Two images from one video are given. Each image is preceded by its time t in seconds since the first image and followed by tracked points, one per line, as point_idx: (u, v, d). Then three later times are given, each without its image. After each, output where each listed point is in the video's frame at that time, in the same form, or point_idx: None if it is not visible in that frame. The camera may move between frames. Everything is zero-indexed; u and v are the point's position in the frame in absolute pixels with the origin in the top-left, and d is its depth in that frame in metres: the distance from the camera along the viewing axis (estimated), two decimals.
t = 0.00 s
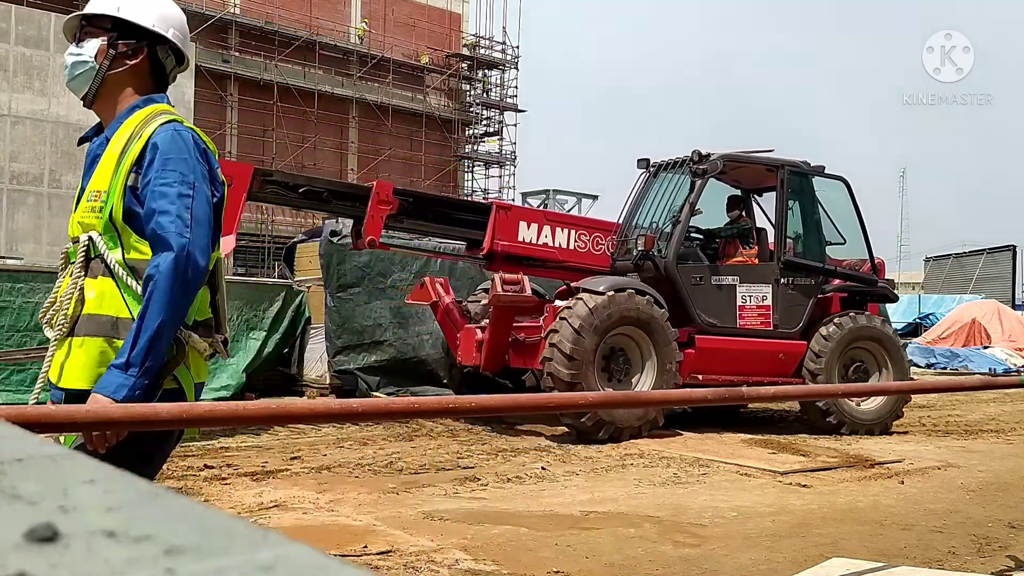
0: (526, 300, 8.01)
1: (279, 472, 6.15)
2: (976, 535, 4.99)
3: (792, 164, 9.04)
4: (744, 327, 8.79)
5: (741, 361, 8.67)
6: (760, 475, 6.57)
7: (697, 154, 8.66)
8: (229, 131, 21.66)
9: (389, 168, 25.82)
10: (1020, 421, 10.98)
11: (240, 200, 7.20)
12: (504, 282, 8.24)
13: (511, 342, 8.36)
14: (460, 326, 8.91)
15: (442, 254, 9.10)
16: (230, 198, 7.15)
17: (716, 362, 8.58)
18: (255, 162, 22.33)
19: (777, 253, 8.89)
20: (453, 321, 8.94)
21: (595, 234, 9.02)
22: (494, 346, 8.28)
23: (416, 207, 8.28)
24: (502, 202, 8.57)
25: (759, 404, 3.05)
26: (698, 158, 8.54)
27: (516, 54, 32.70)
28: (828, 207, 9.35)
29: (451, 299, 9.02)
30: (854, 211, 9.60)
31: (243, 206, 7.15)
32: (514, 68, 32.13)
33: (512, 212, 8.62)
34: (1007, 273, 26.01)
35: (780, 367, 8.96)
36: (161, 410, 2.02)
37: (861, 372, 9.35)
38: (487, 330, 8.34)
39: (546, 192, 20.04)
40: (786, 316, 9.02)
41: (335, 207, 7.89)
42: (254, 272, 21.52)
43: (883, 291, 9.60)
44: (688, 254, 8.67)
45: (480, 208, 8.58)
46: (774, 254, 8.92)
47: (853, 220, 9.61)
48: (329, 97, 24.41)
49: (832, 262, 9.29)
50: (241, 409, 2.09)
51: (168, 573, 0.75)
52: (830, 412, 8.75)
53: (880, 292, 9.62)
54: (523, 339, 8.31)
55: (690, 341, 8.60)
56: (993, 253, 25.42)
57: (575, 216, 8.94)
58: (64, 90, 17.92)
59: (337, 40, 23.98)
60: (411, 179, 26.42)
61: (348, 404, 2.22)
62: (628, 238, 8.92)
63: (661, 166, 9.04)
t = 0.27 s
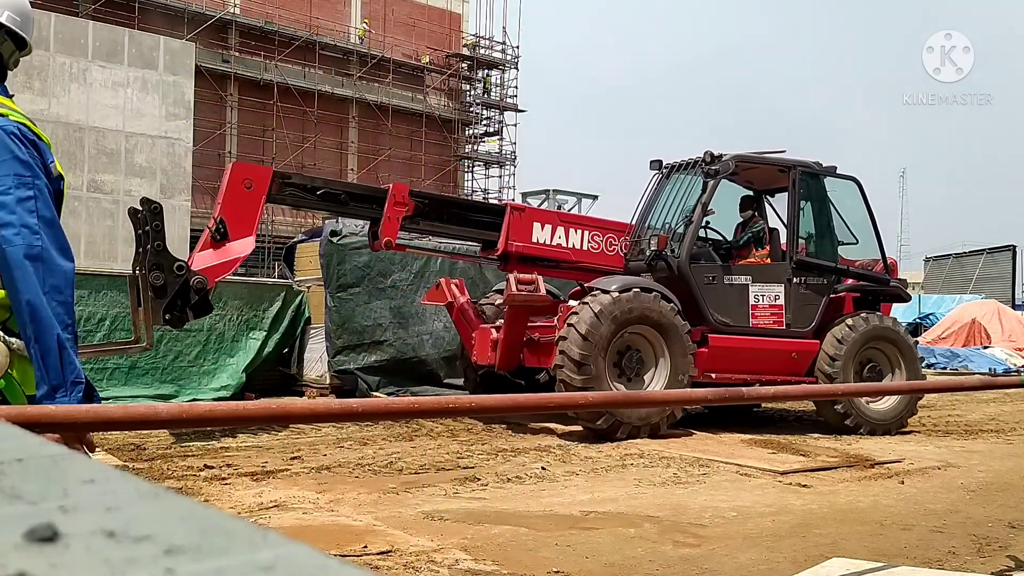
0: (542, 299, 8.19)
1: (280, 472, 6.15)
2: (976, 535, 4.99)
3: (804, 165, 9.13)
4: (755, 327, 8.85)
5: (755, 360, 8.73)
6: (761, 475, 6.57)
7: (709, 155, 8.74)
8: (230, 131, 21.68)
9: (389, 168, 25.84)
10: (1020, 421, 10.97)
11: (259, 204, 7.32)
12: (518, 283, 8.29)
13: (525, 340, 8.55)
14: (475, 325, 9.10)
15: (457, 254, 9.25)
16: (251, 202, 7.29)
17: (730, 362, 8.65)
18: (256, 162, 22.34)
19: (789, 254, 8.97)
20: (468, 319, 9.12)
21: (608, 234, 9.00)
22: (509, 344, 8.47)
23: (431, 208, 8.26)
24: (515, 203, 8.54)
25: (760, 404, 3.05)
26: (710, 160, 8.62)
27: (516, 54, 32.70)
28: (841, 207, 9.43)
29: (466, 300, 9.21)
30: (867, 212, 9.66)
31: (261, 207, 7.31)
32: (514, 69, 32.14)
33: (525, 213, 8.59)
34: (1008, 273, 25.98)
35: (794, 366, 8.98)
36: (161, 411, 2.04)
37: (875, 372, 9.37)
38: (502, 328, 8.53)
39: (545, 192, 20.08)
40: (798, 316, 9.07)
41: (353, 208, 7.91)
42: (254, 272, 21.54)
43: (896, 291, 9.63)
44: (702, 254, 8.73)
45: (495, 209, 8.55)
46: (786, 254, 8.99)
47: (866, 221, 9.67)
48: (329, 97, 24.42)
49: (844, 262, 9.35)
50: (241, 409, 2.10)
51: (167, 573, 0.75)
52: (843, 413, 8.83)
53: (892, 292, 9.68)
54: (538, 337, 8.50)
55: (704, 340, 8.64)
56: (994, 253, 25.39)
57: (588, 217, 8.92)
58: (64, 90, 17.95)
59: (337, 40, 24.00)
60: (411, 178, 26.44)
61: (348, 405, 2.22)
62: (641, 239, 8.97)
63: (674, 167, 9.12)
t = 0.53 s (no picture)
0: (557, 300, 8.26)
1: (279, 472, 6.15)
2: (976, 535, 4.99)
3: (817, 166, 9.13)
4: (769, 327, 8.87)
5: (767, 360, 8.75)
6: (761, 475, 6.57)
7: (722, 157, 8.74)
8: (230, 131, 21.66)
9: (389, 168, 25.83)
10: (1020, 421, 10.97)
11: (278, 206, 7.46)
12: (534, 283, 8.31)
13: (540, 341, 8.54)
14: (491, 325, 9.14)
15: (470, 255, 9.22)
16: (272, 205, 7.45)
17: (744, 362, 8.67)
18: (256, 162, 22.33)
19: (802, 254, 8.98)
20: (482, 320, 9.15)
21: (621, 236, 9.04)
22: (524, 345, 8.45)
23: (446, 210, 8.35)
24: (532, 205, 8.58)
25: (760, 403, 3.05)
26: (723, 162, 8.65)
27: (516, 54, 32.69)
28: (853, 208, 9.43)
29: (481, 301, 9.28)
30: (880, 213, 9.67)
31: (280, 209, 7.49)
32: (514, 69, 32.12)
33: (541, 215, 8.65)
34: (1007, 273, 25.96)
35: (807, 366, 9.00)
36: (161, 411, 2.04)
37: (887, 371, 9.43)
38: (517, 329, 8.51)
39: (546, 192, 20.10)
40: (811, 316, 9.07)
41: (370, 210, 7.99)
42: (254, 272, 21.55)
43: (908, 291, 9.63)
44: (716, 255, 8.77)
45: (510, 211, 8.62)
46: (799, 254, 9.00)
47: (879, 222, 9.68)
48: (329, 97, 24.41)
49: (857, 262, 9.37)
50: (241, 409, 2.10)
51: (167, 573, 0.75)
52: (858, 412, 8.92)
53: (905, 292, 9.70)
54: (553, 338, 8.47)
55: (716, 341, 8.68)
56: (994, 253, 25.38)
57: (601, 219, 8.97)
58: (64, 90, 17.95)
59: (337, 40, 23.98)
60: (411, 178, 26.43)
61: (348, 404, 2.22)
62: (654, 239, 9.02)
63: (687, 168, 9.14)
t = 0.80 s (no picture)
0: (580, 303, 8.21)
1: (279, 472, 6.15)
2: (976, 535, 4.98)
3: (832, 167, 9.15)
4: (787, 327, 8.89)
5: (785, 360, 8.76)
6: (761, 475, 6.57)
7: (739, 159, 8.82)
8: (230, 131, 21.66)
9: (389, 168, 25.83)
10: (1020, 421, 10.97)
11: (303, 211, 7.52)
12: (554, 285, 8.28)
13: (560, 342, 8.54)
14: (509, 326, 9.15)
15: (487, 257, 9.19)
16: (296, 209, 7.50)
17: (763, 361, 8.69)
18: (255, 162, 22.33)
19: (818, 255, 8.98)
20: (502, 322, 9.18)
21: (639, 238, 9.01)
22: (544, 347, 8.46)
23: (468, 213, 8.38)
24: (550, 208, 8.61)
25: (761, 403, 3.05)
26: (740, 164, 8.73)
27: (516, 54, 32.68)
28: (869, 209, 9.45)
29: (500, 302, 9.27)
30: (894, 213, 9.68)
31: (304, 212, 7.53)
32: (514, 69, 32.11)
33: (559, 216, 8.66)
34: (1007, 273, 25.95)
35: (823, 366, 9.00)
36: (161, 411, 2.04)
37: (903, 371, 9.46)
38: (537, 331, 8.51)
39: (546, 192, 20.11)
40: (827, 317, 9.06)
41: (391, 213, 8.04)
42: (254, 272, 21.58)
43: (922, 290, 9.66)
44: (734, 257, 8.87)
45: (529, 214, 8.65)
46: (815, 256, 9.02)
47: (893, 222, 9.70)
48: (329, 97, 24.41)
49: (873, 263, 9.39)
50: (241, 409, 2.10)
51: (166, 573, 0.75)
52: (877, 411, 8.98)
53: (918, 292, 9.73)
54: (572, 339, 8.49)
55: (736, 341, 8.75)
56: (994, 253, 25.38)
57: (619, 220, 8.94)
58: (64, 90, 17.95)
59: (337, 40, 23.98)
60: (411, 178, 26.42)
61: (348, 405, 2.22)
62: (671, 241, 9.11)
63: (702, 170, 9.21)
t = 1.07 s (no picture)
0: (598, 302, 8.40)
1: (279, 472, 6.15)
2: (976, 535, 4.98)
3: (848, 169, 9.20)
4: (803, 329, 8.95)
5: (801, 361, 8.80)
6: (761, 475, 6.57)
7: (757, 161, 8.84)
8: (230, 131, 21.65)
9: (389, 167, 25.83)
10: (1020, 421, 10.97)
11: (326, 211, 7.65)
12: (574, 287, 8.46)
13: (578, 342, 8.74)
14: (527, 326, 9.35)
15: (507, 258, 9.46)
16: (319, 210, 7.65)
17: (773, 361, 8.68)
18: (255, 162, 22.33)
19: (834, 256, 9.06)
20: (520, 321, 9.37)
21: (656, 238, 9.26)
22: (563, 346, 8.69)
23: (487, 213, 8.54)
24: (568, 208, 8.84)
25: (760, 403, 3.06)
26: (759, 166, 8.75)
27: (516, 54, 32.66)
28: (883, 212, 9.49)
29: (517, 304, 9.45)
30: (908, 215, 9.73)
31: (328, 213, 7.67)
32: (514, 68, 32.09)
33: (577, 218, 8.90)
34: (1006, 273, 25.93)
35: (839, 367, 9.06)
36: (161, 411, 2.05)
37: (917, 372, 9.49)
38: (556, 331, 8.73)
39: (546, 192, 20.14)
40: (843, 318, 9.16)
41: (412, 214, 8.22)
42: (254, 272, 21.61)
43: (935, 291, 9.71)
44: (750, 258, 8.84)
45: (547, 215, 8.86)
46: (830, 257, 9.08)
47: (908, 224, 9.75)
48: (329, 97, 24.41)
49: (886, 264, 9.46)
50: (240, 408, 2.10)
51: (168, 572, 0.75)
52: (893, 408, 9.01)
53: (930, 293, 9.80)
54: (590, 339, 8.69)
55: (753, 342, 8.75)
56: (993, 253, 25.36)
57: (636, 222, 9.18)
58: (64, 90, 17.94)
59: (337, 40, 23.97)
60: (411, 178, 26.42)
61: (348, 404, 2.22)
62: (688, 244, 9.09)
63: (718, 173, 9.22)
